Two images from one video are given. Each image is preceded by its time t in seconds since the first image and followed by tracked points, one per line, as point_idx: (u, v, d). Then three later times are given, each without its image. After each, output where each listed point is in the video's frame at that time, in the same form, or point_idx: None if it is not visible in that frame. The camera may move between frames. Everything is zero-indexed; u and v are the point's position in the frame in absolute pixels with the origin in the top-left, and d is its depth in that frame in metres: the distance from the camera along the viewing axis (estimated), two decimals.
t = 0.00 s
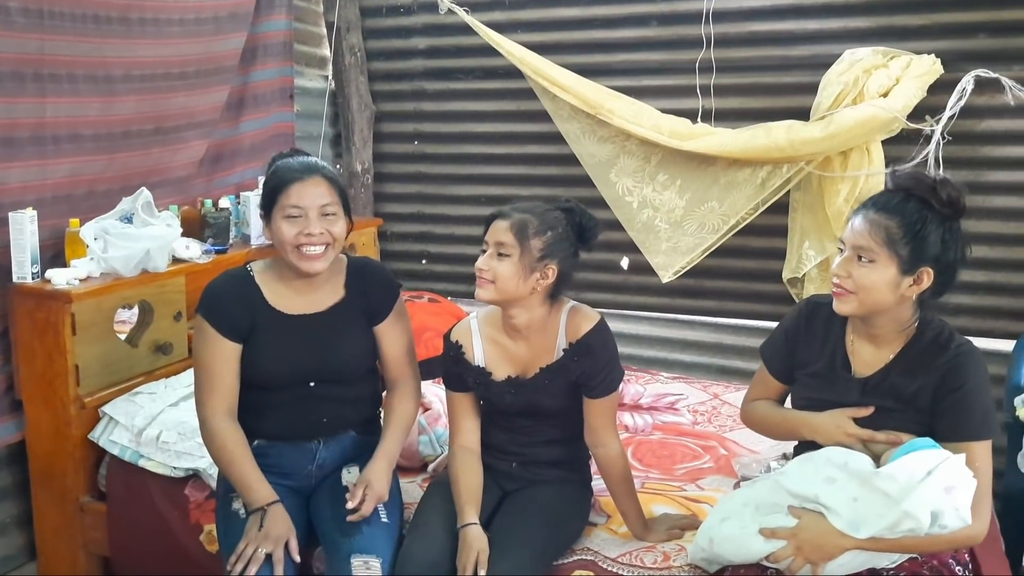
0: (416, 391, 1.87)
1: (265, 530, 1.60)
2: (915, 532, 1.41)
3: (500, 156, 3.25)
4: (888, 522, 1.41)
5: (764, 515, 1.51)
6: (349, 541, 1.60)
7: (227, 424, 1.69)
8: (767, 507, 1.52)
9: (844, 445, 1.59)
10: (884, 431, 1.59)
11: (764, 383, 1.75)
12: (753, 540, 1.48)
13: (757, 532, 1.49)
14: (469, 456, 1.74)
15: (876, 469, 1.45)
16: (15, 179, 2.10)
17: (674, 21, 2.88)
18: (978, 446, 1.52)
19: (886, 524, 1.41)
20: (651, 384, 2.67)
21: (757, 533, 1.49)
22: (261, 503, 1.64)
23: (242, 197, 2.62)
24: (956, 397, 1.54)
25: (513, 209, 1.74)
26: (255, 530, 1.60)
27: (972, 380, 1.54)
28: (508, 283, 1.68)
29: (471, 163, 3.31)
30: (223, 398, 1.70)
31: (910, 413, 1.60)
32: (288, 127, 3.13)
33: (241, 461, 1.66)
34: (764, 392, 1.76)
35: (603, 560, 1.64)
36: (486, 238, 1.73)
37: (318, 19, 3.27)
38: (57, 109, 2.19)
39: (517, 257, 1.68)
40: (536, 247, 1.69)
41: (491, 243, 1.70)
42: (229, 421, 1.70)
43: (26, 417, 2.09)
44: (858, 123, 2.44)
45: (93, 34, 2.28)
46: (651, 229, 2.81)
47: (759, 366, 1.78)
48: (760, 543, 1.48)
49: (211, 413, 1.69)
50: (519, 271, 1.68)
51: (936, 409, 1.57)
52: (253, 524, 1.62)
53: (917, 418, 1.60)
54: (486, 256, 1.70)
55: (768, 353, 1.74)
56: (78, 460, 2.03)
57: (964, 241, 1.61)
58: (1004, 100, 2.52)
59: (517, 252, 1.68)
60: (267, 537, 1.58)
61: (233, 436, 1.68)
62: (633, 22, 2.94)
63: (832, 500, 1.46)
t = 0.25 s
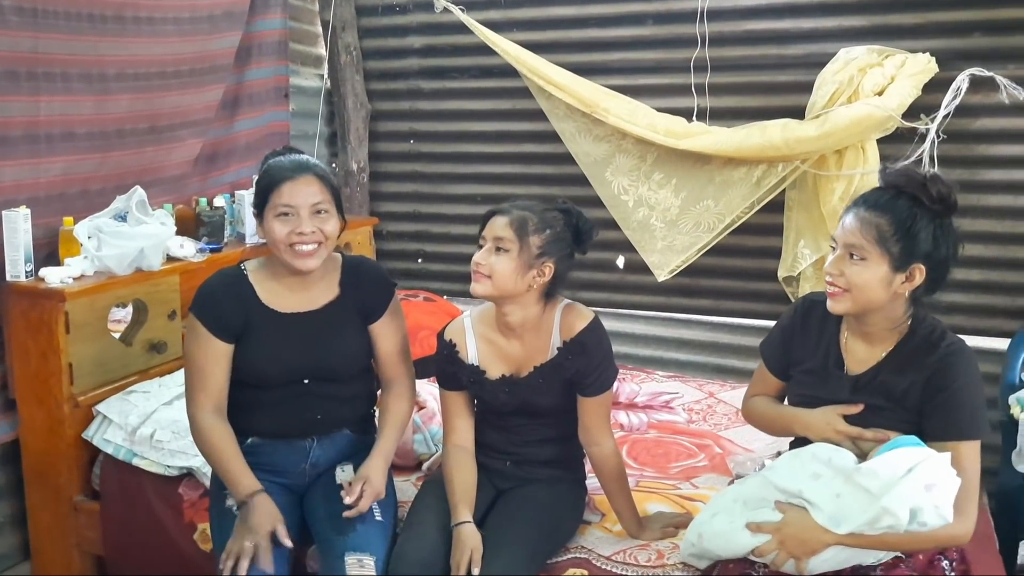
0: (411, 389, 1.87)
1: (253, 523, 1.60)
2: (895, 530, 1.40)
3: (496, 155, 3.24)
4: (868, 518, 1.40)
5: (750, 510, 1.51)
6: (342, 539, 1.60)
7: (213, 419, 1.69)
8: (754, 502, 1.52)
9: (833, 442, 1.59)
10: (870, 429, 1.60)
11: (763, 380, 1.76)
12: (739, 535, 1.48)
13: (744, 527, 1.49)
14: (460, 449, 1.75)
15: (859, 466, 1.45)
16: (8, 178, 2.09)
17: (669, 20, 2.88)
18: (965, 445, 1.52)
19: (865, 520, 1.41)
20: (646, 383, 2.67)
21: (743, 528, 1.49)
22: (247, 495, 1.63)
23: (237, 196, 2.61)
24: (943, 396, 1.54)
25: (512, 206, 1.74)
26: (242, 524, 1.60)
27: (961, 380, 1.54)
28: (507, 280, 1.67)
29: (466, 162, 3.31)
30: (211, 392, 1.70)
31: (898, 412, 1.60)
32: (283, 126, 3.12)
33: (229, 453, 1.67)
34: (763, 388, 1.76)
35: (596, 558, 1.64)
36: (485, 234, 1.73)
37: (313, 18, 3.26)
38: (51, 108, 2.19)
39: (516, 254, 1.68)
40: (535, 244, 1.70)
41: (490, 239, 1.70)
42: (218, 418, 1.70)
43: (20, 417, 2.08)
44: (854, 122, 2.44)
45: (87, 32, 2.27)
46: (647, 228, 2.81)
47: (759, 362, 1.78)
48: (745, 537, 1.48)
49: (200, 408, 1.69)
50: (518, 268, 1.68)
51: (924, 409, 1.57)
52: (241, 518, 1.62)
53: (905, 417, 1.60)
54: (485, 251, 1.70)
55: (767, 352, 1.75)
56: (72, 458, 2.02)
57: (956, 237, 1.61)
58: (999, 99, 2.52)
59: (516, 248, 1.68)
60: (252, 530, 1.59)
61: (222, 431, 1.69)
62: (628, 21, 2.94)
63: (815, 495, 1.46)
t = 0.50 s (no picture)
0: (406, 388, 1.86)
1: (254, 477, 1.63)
2: (884, 526, 1.40)
3: (493, 154, 3.24)
4: (858, 514, 1.40)
5: (745, 508, 1.51)
6: (338, 539, 1.60)
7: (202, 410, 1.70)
8: (749, 500, 1.52)
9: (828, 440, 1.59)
10: (865, 427, 1.60)
11: (763, 378, 1.76)
12: (732, 531, 1.49)
13: (738, 524, 1.49)
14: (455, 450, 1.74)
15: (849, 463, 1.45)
16: (3, 177, 2.09)
17: (667, 19, 2.88)
18: (958, 446, 1.51)
19: (855, 516, 1.41)
20: (644, 382, 2.67)
21: (736, 526, 1.49)
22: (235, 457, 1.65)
23: (235, 195, 2.61)
24: (937, 394, 1.54)
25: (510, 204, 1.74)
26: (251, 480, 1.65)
27: (955, 378, 1.53)
28: (505, 278, 1.67)
29: (464, 162, 3.31)
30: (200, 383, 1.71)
31: (892, 410, 1.60)
32: (280, 125, 3.12)
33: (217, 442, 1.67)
34: (762, 387, 1.76)
35: (594, 557, 1.63)
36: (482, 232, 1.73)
37: (310, 17, 3.26)
38: (46, 107, 2.18)
39: (514, 252, 1.68)
40: (532, 242, 1.69)
41: (488, 236, 1.70)
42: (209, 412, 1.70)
43: (17, 417, 2.08)
44: (852, 121, 2.44)
45: (83, 31, 2.27)
46: (644, 228, 2.80)
47: (758, 361, 1.78)
48: (738, 535, 1.48)
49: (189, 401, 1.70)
50: (515, 266, 1.67)
51: (918, 407, 1.57)
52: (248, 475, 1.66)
53: (899, 415, 1.60)
54: (483, 249, 1.70)
55: (765, 350, 1.75)
56: (68, 458, 2.02)
57: (952, 235, 1.61)
58: (996, 98, 2.52)
59: (513, 246, 1.68)
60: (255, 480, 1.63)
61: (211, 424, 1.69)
62: (625, 20, 2.94)
63: (806, 492, 1.45)
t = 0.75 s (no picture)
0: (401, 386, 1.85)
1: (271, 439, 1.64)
2: (902, 528, 1.40)
3: (490, 153, 3.24)
4: (874, 518, 1.40)
5: (750, 511, 1.51)
6: (336, 535, 1.60)
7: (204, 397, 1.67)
8: (753, 503, 1.52)
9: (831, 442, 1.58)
10: (870, 427, 1.59)
11: (752, 382, 1.76)
12: (738, 535, 1.49)
13: (745, 527, 1.49)
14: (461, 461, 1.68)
15: (861, 465, 1.45)
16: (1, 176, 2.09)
17: (664, 17, 2.88)
18: (963, 440, 1.51)
19: (871, 520, 1.40)
20: (641, 381, 2.67)
21: (744, 529, 1.49)
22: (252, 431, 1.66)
23: (232, 194, 2.61)
24: (939, 391, 1.53)
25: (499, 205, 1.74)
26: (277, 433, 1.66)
27: (957, 374, 1.54)
28: (502, 277, 1.66)
29: (461, 161, 3.31)
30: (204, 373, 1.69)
31: (895, 408, 1.60)
32: (277, 123, 3.12)
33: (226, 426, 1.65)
34: (752, 391, 1.76)
35: (591, 555, 1.63)
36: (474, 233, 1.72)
37: (307, 16, 3.26)
38: (43, 105, 2.18)
39: (508, 250, 1.67)
40: (525, 239, 1.69)
41: (481, 237, 1.69)
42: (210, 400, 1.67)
43: (13, 415, 2.08)
44: (849, 119, 2.44)
45: (80, 30, 2.27)
46: (642, 227, 2.81)
47: (748, 362, 1.78)
48: (747, 538, 1.48)
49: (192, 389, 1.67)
50: (511, 265, 1.67)
51: (921, 404, 1.57)
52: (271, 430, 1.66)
53: (901, 413, 1.60)
54: (476, 251, 1.69)
55: (755, 353, 1.74)
56: (65, 457, 2.02)
57: (945, 233, 1.62)
58: (993, 96, 2.53)
59: (507, 245, 1.67)
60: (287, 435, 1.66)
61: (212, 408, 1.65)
62: (623, 19, 2.94)
63: (818, 496, 1.45)
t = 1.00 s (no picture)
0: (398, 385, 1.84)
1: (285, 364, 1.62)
2: (894, 527, 1.39)
3: (489, 152, 3.24)
4: (866, 516, 1.39)
5: (746, 508, 1.52)
6: (332, 536, 1.59)
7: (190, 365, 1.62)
8: (751, 500, 1.52)
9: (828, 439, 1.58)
10: (867, 425, 1.59)
11: (754, 379, 1.76)
12: (734, 532, 1.49)
13: (740, 524, 1.50)
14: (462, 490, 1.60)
15: (856, 463, 1.44)
16: None
17: (663, 16, 2.87)
18: (960, 440, 1.51)
19: (864, 518, 1.40)
20: (640, 379, 2.67)
21: (739, 526, 1.49)
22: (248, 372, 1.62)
23: (231, 192, 2.61)
24: (938, 390, 1.53)
25: (481, 211, 1.68)
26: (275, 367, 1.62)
27: (956, 374, 1.53)
28: (519, 281, 1.63)
29: (461, 160, 3.30)
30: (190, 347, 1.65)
31: (892, 407, 1.59)
32: (276, 122, 3.12)
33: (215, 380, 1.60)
34: (754, 387, 1.76)
35: (590, 553, 1.63)
36: (470, 247, 1.64)
37: (306, 15, 3.26)
38: (41, 104, 2.18)
39: (520, 251, 1.64)
40: (529, 235, 1.68)
41: (484, 250, 1.62)
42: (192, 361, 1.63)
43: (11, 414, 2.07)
44: (848, 117, 2.44)
45: (78, 28, 2.26)
46: (641, 225, 2.81)
47: (749, 361, 1.78)
48: (742, 535, 1.48)
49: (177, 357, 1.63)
50: (525, 266, 1.65)
51: (919, 403, 1.56)
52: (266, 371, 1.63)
53: (898, 413, 1.59)
54: (485, 265, 1.62)
55: (757, 351, 1.75)
56: (63, 456, 2.01)
57: (943, 230, 1.61)
58: (993, 95, 2.52)
59: (517, 246, 1.64)
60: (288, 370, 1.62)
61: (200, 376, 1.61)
62: (622, 17, 2.94)
63: (812, 493, 1.46)
